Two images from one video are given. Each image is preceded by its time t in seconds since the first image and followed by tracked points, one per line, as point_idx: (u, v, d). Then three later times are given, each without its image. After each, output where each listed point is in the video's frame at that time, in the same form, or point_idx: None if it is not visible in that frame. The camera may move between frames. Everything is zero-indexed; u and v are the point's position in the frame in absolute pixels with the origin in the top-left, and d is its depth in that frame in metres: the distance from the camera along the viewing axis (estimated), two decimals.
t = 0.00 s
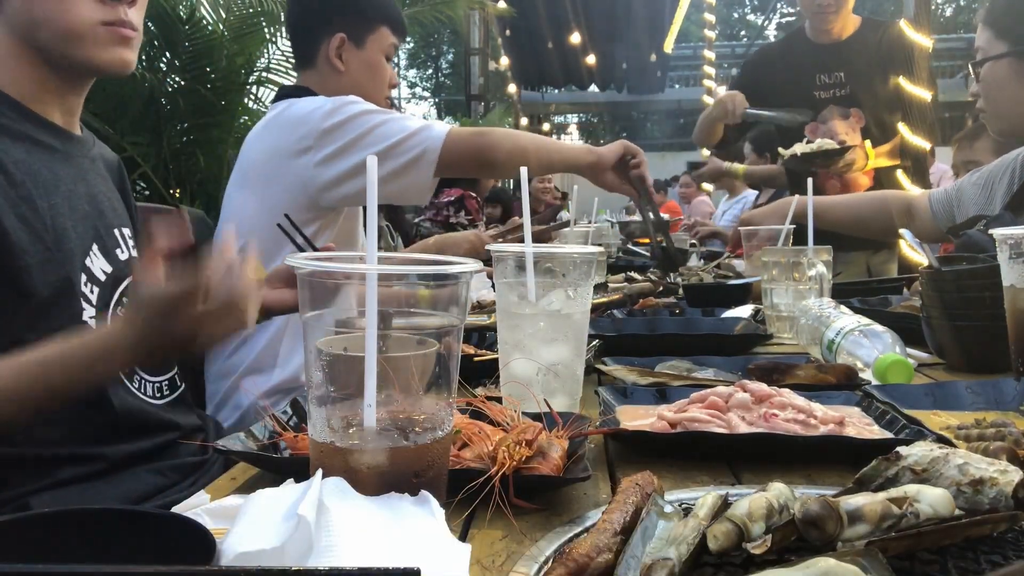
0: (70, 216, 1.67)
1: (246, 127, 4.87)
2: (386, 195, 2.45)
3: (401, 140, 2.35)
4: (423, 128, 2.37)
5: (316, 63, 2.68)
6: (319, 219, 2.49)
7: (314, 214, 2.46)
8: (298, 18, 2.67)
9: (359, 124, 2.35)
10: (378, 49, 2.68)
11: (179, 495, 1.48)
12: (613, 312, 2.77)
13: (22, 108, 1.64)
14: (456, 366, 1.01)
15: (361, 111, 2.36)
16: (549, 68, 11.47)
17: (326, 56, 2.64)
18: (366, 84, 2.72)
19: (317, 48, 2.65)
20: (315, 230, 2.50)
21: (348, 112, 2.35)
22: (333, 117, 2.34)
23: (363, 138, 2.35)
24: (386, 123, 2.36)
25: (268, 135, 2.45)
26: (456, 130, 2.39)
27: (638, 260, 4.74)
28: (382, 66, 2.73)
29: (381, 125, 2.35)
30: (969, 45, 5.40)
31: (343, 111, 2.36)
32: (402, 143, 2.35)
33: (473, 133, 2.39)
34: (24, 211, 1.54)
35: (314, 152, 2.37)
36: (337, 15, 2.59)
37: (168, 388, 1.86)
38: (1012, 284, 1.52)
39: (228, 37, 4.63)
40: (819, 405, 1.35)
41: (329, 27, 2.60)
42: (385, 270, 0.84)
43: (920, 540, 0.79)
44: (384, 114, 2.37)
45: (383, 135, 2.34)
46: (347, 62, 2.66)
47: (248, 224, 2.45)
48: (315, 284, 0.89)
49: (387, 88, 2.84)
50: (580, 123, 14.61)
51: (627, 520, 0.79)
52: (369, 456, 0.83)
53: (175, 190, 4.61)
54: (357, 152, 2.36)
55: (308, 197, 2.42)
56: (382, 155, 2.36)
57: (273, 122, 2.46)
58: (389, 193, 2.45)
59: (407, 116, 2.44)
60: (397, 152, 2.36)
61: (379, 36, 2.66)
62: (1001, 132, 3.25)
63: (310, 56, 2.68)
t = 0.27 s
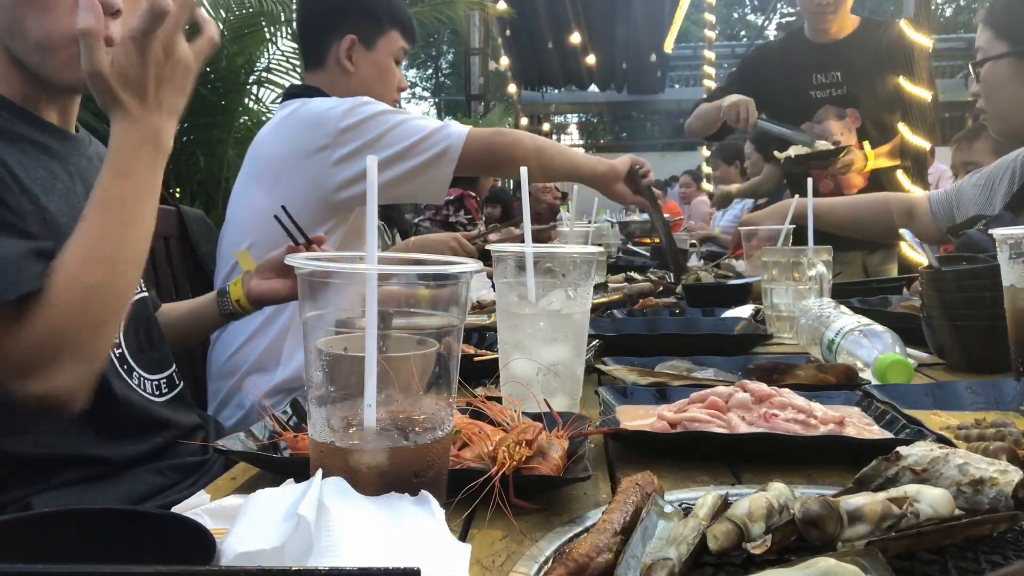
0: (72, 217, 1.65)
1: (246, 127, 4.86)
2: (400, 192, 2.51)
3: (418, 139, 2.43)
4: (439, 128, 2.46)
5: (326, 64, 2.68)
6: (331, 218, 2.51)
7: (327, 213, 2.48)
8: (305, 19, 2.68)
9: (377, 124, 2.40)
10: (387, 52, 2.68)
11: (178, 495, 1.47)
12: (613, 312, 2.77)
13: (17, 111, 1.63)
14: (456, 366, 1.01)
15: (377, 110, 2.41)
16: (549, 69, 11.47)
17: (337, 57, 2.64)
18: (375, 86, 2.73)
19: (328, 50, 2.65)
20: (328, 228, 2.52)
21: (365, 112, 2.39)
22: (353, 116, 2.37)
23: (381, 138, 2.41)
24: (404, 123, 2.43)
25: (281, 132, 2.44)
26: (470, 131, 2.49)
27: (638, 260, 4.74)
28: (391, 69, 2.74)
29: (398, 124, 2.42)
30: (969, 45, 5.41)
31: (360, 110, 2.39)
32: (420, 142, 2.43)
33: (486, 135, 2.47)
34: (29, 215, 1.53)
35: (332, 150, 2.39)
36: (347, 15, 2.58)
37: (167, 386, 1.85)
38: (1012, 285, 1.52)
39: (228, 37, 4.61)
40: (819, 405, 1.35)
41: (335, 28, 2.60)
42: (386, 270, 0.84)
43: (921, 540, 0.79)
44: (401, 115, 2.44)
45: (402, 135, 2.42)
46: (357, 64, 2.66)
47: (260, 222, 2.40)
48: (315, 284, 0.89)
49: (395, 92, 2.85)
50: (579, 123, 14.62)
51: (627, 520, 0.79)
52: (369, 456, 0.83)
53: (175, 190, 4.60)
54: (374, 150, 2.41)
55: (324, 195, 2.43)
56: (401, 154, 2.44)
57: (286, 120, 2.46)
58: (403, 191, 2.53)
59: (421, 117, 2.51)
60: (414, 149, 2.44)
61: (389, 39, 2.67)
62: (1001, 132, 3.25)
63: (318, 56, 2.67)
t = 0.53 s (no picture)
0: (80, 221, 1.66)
1: (246, 127, 4.86)
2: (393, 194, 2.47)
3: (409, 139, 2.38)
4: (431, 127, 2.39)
5: (325, 63, 2.67)
6: (326, 216, 2.50)
7: (321, 212, 2.47)
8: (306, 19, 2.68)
9: (367, 123, 2.36)
10: (387, 53, 2.68)
11: (178, 495, 1.47)
12: (613, 312, 2.76)
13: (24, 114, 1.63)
14: (456, 366, 1.01)
15: (369, 110, 2.38)
16: (549, 69, 11.48)
17: (335, 57, 2.64)
18: (373, 86, 2.72)
19: (326, 50, 2.65)
20: (322, 228, 2.51)
21: (356, 112, 2.36)
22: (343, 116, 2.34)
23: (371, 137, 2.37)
24: (394, 123, 2.38)
25: (275, 132, 2.44)
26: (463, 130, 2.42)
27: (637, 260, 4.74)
28: (390, 69, 2.74)
29: (389, 124, 2.37)
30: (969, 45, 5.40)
31: (352, 110, 2.37)
32: (410, 142, 2.37)
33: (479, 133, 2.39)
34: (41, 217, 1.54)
35: (323, 150, 2.37)
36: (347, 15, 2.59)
37: (172, 387, 1.85)
38: (1012, 285, 1.52)
39: (228, 36, 4.60)
40: (819, 405, 1.35)
41: (337, 29, 2.60)
42: (386, 270, 0.84)
43: (921, 540, 0.79)
44: (391, 114, 2.39)
45: (391, 135, 2.37)
46: (357, 64, 2.66)
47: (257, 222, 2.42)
48: (316, 284, 0.89)
49: (394, 93, 2.84)
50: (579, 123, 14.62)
51: (627, 520, 0.79)
52: (369, 456, 0.83)
53: (175, 190, 4.59)
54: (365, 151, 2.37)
55: (316, 195, 2.42)
56: (391, 154, 2.39)
57: (281, 119, 2.46)
58: (395, 192, 2.48)
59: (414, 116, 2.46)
60: (405, 150, 2.39)
61: (387, 39, 2.67)
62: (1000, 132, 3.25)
63: (318, 56, 2.67)
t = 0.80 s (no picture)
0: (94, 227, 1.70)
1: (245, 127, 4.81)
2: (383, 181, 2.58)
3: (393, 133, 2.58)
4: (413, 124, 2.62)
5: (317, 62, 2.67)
6: (319, 214, 2.58)
7: (314, 207, 2.55)
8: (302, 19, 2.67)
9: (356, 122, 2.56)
10: (380, 51, 2.73)
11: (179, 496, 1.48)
12: (613, 311, 2.76)
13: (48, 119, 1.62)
14: (457, 366, 1.01)
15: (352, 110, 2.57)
16: (549, 69, 11.48)
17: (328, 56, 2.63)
18: (367, 84, 2.77)
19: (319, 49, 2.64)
20: (314, 227, 2.57)
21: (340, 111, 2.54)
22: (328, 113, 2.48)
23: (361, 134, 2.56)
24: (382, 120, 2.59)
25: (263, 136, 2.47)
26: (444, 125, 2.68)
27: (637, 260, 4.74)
28: (384, 69, 2.79)
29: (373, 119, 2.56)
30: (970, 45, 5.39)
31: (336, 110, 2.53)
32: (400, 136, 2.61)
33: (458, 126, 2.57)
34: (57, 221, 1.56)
35: (311, 148, 2.49)
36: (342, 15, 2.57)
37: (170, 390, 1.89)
38: (1012, 284, 1.52)
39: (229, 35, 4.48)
40: (819, 405, 1.35)
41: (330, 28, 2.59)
42: (387, 270, 0.84)
43: (920, 540, 0.79)
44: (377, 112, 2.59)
45: (382, 130, 2.57)
46: (351, 63, 2.68)
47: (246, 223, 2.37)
48: (316, 284, 0.89)
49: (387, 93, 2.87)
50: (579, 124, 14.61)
51: (626, 520, 0.79)
52: (369, 456, 0.84)
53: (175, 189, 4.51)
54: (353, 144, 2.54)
55: (308, 191, 2.51)
56: (382, 148, 2.58)
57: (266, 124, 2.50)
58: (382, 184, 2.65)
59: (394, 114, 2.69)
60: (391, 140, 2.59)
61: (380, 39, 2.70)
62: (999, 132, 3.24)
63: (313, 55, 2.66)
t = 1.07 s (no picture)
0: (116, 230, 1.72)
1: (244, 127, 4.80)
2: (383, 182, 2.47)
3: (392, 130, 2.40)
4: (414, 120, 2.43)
5: (309, 62, 2.68)
6: (317, 211, 2.50)
7: (312, 205, 2.47)
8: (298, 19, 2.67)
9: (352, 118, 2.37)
10: (371, 50, 2.69)
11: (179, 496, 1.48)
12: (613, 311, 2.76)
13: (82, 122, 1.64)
14: (457, 365, 1.01)
15: (351, 104, 2.40)
16: (548, 69, 11.48)
17: (318, 56, 2.64)
18: (360, 84, 2.71)
19: (311, 48, 2.65)
20: (310, 226, 2.49)
21: (337, 106, 2.38)
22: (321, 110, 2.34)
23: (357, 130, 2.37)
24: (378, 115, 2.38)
25: (261, 133, 2.42)
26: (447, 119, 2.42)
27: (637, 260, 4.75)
28: (376, 67, 2.73)
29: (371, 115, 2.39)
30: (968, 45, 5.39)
31: (333, 105, 2.38)
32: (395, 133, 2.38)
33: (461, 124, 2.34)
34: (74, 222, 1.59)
35: (307, 146, 2.36)
36: (331, 15, 2.59)
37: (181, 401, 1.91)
38: (1011, 284, 1.52)
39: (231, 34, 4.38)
40: (819, 405, 1.35)
41: (320, 29, 2.60)
42: (386, 270, 0.84)
43: (920, 541, 0.79)
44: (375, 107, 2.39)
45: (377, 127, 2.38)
46: (340, 61, 2.65)
47: (242, 221, 2.41)
48: (315, 284, 0.89)
49: (383, 91, 2.85)
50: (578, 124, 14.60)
51: (626, 520, 0.79)
52: (369, 456, 0.84)
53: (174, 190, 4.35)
54: (351, 143, 2.38)
55: (305, 190, 2.42)
56: (378, 145, 2.39)
57: (265, 121, 2.43)
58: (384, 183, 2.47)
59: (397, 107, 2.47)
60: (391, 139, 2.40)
61: (371, 40, 2.67)
62: (996, 128, 3.24)
63: (308, 55, 2.67)
